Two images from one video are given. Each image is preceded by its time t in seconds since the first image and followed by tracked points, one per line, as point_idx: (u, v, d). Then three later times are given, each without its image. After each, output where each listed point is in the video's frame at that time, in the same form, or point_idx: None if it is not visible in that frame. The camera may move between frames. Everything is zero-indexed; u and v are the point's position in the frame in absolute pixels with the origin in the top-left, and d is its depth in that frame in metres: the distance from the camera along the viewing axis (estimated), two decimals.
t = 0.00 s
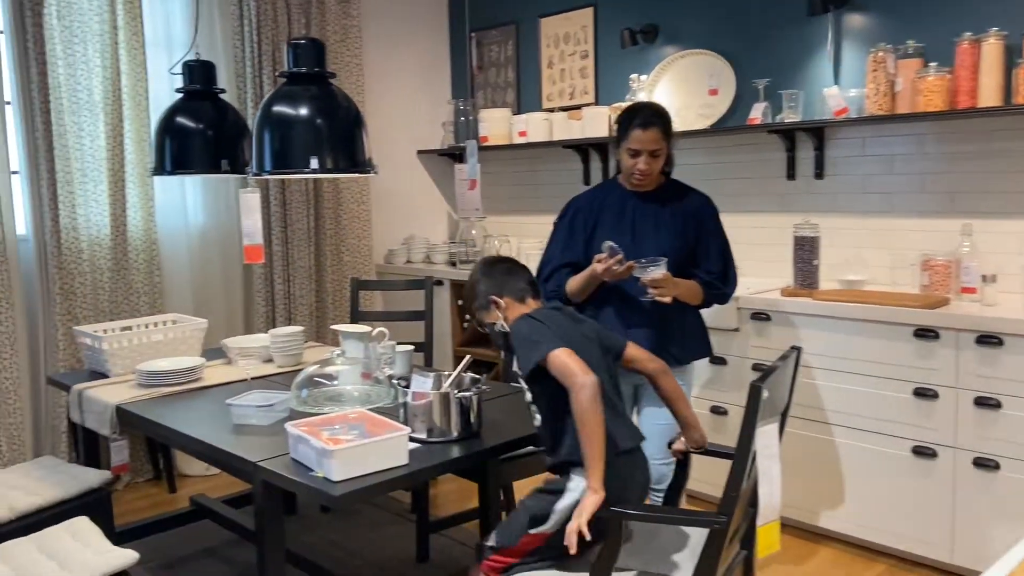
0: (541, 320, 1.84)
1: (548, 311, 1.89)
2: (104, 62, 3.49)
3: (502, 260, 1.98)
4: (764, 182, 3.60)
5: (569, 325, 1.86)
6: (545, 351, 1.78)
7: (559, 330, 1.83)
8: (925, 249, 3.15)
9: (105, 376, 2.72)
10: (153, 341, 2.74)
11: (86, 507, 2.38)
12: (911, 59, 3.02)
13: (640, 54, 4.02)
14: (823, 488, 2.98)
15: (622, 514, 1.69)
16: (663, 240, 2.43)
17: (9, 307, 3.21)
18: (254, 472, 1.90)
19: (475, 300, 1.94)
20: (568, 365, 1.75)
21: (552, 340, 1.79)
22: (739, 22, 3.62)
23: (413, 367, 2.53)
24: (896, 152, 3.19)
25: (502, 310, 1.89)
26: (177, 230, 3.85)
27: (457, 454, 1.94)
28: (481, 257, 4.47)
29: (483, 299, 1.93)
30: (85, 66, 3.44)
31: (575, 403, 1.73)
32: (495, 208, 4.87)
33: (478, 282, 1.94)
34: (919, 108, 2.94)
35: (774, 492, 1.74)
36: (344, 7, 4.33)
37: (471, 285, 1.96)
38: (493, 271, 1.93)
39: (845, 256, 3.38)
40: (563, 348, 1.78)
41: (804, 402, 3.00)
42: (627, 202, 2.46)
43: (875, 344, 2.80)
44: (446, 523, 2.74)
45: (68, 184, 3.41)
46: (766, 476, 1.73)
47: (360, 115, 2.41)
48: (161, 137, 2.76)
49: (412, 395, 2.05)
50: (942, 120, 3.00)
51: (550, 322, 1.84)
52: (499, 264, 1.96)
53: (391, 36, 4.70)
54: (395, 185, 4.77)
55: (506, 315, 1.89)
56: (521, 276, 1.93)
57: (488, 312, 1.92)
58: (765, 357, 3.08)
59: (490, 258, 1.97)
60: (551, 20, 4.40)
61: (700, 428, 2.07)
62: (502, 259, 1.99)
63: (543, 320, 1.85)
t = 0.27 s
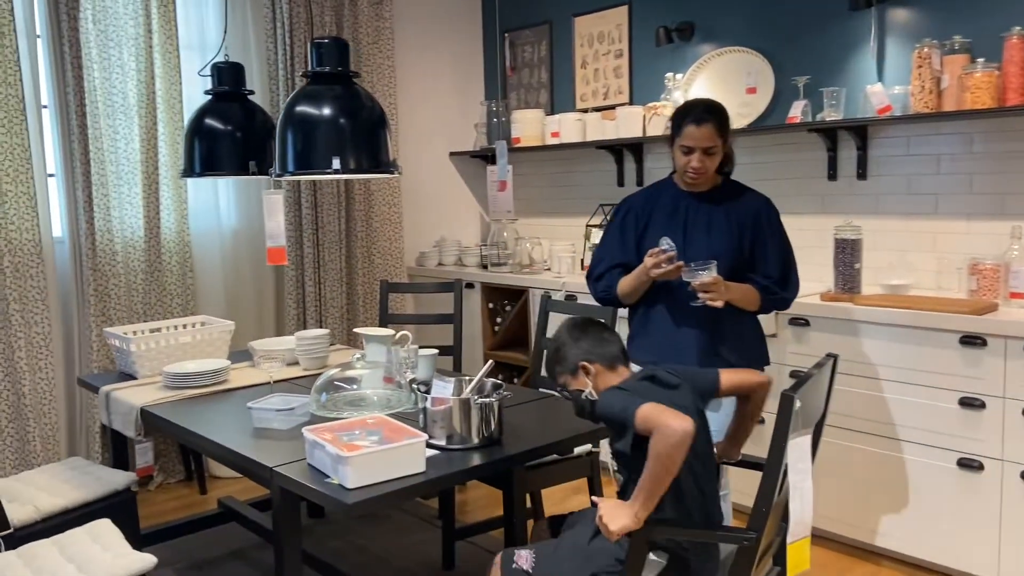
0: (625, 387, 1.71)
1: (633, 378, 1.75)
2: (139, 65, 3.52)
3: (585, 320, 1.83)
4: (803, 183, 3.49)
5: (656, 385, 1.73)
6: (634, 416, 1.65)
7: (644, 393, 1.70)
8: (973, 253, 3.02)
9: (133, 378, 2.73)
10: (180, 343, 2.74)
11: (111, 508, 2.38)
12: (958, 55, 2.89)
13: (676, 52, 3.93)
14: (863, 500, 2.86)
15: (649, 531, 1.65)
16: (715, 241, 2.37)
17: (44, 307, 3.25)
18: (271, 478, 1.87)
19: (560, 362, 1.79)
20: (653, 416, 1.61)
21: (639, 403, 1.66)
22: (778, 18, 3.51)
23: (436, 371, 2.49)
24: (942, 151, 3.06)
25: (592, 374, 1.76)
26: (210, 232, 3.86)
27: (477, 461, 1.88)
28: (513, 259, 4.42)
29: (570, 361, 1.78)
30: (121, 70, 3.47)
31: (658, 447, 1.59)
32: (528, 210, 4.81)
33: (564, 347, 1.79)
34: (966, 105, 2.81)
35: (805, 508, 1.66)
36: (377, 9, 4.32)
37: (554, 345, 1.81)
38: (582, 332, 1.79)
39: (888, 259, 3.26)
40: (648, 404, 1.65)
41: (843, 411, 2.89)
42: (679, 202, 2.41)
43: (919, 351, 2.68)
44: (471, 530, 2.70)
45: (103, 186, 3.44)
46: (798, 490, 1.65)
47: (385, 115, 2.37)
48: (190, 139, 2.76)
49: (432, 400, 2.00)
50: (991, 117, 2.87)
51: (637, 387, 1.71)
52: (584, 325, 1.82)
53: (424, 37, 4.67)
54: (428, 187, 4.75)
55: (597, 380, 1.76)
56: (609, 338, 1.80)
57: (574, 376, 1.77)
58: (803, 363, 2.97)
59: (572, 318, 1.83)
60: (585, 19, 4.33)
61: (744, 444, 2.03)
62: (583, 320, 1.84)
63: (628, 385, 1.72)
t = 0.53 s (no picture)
0: (668, 402, 1.64)
1: (674, 390, 1.69)
2: (139, 69, 3.51)
3: (649, 312, 1.80)
4: (808, 189, 3.45)
5: (697, 408, 1.66)
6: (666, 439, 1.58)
7: (684, 415, 1.63)
8: (981, 260, 2.97)
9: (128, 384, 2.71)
10: (176, 349, 2.72)
11: (103, 516, 2.36)
12: (966, 59, 2.85)
13: (679, 57, 3.90)
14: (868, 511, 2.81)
15: (642, 542, 1.62)
16: (725, 244, 2.39)
17: (42, 312, 3.24)
18: (260, 487, 1.84)
19: (613, 344, 1.78)
20: (685, 451, 1.54)
21: (677, 428, 1.58)
22: (784, 22, 3.47)
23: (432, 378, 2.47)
24: (949, 157, 3.01)
25: (638, 365, 1.75)
26: (210, 236, 3.85)
27: (471, 470, 1.85)
28: (516, 266, 4.39)
29: (622, 349, 1.77)
30: (121, 74, 3.47)
31: (679, 479, 1.53)
32: (531, 216, 4.78)
33: (622, 335, 1.78)
34: (973, 110, 2.76)
35: (803, 522, 1.62)
36: (380, 14, 4.30)
37: (612, 329, 1.80)
38: (639, 324, 1.77)
39: (894, 266, 3.21)
40: (683, 434, 1.58)
41: (848, 420, 2.84)
42: (691, 205, 2.44)
43: (925, 359, 2.64)
44: (468, 540, 2.66)
45: (102, 191, 3.43)
46: (796, 502, 1.60)
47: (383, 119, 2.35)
48: (188, 143, 2.75)
49: (427, 408, 1.96)
50: (999, 122, 2.82)
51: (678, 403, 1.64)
52: (645, 318, 1.79)
53: (428, 43, 4.66)
54: (431, 192, 4.73)
55: (641, 373, 1.76)
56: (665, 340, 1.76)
57: (621, 363, 1.77)
58: (806, 372, 2.93)
59: (635, 308, 1.80)
60: (589, 24, 4.31)
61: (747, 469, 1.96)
62: (648, 311, 1.81)
63: (670, 399, 1.65)
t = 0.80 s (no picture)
0: (649, 424, 1.62)
1: (655, 409, 1.68)
2: (107, 74, 3.45)
3: (639, 323, 1.78)
4: (782, 198, 3.46)
5: (676, 430, 1.65)
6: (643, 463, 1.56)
7: (663, 437, 1.61)
8: (952, 269, 3.00)
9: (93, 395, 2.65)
10: (142, 359, 2.66)
11: (66, 531, 2.30)
12: (936, 69, 2.87)
13: (655, 65, 3.91)
14: (842, 520, 2.82)
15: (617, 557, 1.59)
16: (704, 252, 2.42)
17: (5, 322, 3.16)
18: (228, 503, 1.80)
19: (598, 352, 1.77)
20: (661, 477, 1.53)
21: (655, 452, 1.57)
22: (759, 32, 3.49)
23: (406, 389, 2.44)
24: (920, 166, 3.04)
25: (618, 378, 1.74)
26: (180, 243, 3.79)
27: (445, 483, 1.82)
28: (492, 273, 4.36)
29: (606, 358, 1.76)
30: (88, 78, 3.41)
31: (653, 505, 1.53)
32: (507, 223, 4.77)
33: (608, 345, 1.76)
34: (944, 121, 2.79)
35: (778, 535, 1.61)
36: (354, 19, 4.27)
37: (599, 338, 1.78)
38: (627, 336, 1.75)
39: (866, 275, 3.23)
40: (661, 458, 1.56)
41: (822, 429, 2.85)
42: (671, 213, 2.47)
43: (898, 368, 2.65)
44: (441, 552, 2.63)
45: (69, 197, 3.36)
46: (771, 516, 1.59)
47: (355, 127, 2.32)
48: (156, 149, 2.70)
49: (398, 420, 1.93)
50: (968, 133, 2.85)
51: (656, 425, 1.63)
52: (634, 329, 1.76)
53: (403, 48, 4.63)
54: (406, 199, 4.69)
55: (620, 387, 1.75)
56: (652, 355, 1.74)
57: (602, 373, 1.77)
58: (780, 381, 2.93)
59: (626, 318, 1.77)
60: (565, 32, 4.30)
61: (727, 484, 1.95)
62: (639, 323, 1.78)
63: (649, 419, 1.64)
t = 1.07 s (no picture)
0: (609, 426, 1.63)
1: (604, 407, 1.69)
2: (49, 73, 3.34)
3: (586, 322, 1.77)
4: (735, 202, 3.51)
5: (628, 429, 1.67)
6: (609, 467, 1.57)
7: (623, 440, 1.63)
8: (899, 271, 3.07)
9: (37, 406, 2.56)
10: (89, 368, 2.58)
11: (9, 548, 2.21)
12: (882, 76, 2.95)
13: (609, 69, 3.93)
14: (796, 519, 2.87)
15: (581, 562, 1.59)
16: (665, 256, 2.47)
17: None
18: (182, 516, 1.74)
19: (544, 352, 1.76)
20: (628, 480, 1.54)
21: (618, 453, 1.58)
22: (711, 38, 3.53)
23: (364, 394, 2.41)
24: (868, 171, 3.11)
25: (563, 377, 1.73)
26: (127, 248, 3.69)
27: (406, 492, 1.79)
28: (448, 277, 4.33)
29: (552, 359, 1.74)
30: (28, 78, 3.29)
31: (620, 508, 1.53)
32: (462, 226, 4.75)
33: (554, 345, 1.74)
34: (890, 126, 2.85)
35: (740, 537, 1.62)
36: (306, 20, 4.21)
37: (545, 337, 1.76)
38: (574, 335, 1.74)
39: (817, 277, 3.29)
40: (626, 461, 1.57)
41: (776, 429, 2.90)
42: (632, 218, 2.53)
43: (849, 369, 2.70)
44: (401, 560, 2.60)
45: (9, 201, 3.24)
46: (733, 518, 1.61)
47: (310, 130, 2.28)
48: (102, 151, 2.61)
49: (358, 427, 1.89)
50: (914, 139, 2.93)
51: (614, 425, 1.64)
52: (581, 328, 1.76)
53: (356, 50, 4.58)
54: (360, 202, 4.64)
55: (566, 386, 1.74)
56: (599, 355, 1.74)
57: (547, 372, 1.75)
58: (736, 382, 2.97)
59: (572, 316, 1.76)
60: (520, 35, 4.30)
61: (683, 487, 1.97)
62: (585, 322, 1.77)
63: (608, 419, 1.65)
